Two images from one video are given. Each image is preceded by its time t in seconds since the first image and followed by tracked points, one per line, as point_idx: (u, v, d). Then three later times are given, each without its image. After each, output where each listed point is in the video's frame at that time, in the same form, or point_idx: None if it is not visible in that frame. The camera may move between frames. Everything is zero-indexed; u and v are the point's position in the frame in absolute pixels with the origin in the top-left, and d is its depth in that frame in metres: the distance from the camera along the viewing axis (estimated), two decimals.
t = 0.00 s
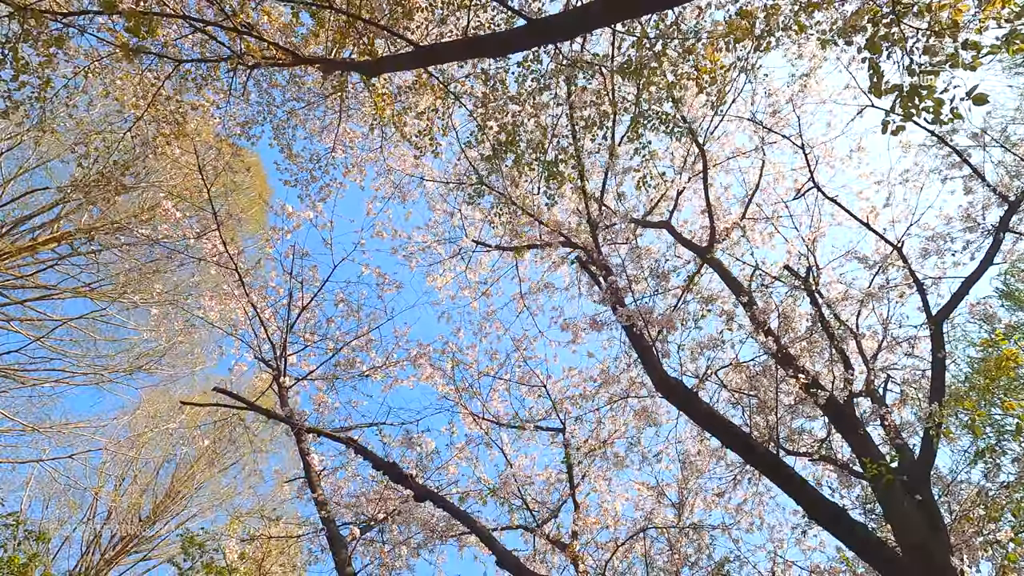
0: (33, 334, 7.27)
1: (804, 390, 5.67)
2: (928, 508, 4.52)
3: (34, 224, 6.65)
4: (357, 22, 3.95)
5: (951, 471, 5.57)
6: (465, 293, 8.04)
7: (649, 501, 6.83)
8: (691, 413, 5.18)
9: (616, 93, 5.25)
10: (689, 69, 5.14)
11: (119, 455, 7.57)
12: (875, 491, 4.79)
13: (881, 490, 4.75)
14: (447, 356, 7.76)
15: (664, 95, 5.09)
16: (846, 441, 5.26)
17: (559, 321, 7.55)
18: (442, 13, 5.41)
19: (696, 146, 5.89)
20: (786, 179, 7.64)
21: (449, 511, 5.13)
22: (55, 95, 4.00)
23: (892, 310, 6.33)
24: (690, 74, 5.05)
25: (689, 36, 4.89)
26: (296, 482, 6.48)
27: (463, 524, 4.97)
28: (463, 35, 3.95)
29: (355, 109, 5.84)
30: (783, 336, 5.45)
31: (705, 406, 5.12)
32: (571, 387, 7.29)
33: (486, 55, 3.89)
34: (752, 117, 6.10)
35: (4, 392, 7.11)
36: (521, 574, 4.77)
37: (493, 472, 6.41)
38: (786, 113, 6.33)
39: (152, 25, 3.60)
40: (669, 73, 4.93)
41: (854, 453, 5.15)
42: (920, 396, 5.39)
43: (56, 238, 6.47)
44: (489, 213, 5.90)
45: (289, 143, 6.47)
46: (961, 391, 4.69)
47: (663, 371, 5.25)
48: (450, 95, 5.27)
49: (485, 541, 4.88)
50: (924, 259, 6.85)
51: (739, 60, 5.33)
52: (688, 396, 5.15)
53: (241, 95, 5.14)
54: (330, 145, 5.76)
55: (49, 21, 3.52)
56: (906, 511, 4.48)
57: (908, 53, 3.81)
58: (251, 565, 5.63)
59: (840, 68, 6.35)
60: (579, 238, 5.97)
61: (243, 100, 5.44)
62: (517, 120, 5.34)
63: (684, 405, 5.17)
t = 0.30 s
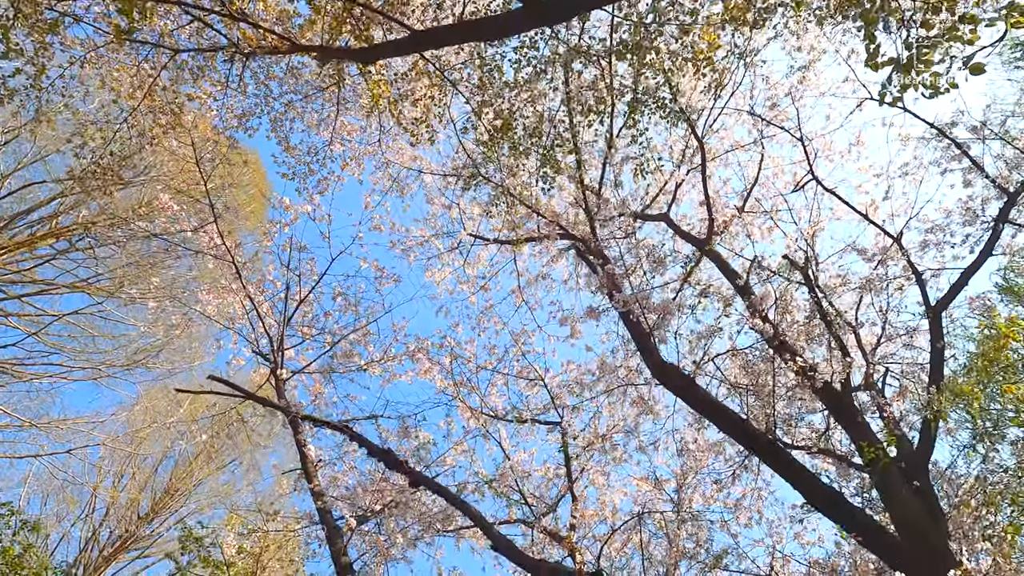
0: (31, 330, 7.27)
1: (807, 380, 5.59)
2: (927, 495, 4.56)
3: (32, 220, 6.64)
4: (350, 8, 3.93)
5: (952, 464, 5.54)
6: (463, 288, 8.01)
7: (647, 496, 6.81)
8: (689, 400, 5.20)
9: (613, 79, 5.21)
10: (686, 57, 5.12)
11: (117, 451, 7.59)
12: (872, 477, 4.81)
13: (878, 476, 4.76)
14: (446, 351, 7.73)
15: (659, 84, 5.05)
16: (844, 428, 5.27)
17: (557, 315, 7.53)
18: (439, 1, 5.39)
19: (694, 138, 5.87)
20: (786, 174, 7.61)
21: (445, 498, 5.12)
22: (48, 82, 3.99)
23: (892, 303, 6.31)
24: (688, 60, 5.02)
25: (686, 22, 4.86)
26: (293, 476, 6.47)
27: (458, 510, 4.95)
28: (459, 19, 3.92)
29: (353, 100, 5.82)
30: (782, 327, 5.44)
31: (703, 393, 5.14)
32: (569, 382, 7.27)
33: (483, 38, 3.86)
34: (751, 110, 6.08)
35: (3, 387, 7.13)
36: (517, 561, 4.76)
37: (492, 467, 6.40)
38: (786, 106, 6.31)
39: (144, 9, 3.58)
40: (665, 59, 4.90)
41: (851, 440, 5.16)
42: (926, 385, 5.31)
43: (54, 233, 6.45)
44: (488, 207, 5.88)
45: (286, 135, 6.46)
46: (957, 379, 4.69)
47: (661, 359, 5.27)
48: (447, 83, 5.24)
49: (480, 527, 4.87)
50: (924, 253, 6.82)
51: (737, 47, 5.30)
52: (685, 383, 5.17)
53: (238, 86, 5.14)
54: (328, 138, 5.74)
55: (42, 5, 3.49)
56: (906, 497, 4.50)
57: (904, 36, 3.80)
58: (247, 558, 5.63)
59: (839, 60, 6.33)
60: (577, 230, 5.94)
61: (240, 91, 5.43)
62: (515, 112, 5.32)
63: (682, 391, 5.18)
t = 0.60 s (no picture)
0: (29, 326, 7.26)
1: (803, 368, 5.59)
2: (926, 482, 4.56)
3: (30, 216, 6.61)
4: None
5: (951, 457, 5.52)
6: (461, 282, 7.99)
7: (646, 491, 6.79)
8: (684, 385, 5.21)
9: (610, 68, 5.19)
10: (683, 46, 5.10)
11: (115, 447, 7.58)
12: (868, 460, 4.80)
13: (877, 461, 4.76)
14: (443, 346, 7.71)
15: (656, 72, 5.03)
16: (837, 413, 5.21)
17: (555, 310, 7.51)
18: None
19: (692, 129, 5.85)
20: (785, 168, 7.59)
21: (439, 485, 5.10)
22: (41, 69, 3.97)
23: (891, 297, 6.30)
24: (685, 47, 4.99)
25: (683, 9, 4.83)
26: (290, 470, 6.44)
27: (454, 498, 4.94)
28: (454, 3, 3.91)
29: (349, 91, 5.80)
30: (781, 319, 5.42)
31: (698, 377, 5.14)
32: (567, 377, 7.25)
33: (478, 23, 3.85)
34: (749, 102, 6.07)
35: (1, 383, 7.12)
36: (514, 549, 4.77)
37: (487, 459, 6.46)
38: (785, 98, 6.30)
39: None
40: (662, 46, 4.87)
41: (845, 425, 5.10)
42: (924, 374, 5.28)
43: (52, 228, 6.44)
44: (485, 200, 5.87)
45: (283, 128, 6.44)
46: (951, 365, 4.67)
47: (656, 343, 5.27)
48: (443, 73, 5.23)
49: (474, 511, 4.88)
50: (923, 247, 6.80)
51: (734, 33, 5.27)
52: (680, 367, 5.17)
53: (234, 77, 5.15)
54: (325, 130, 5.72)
55: None
56: (904, 486, 4.49)
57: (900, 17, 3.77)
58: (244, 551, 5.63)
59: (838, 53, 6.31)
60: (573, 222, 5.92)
61: (237, 83, 5.45)
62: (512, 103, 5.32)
63: (679, 378, 5.20)
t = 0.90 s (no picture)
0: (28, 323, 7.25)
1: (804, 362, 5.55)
2: (926, 473, 4.54)
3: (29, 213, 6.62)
4: None
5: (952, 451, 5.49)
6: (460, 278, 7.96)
7: (645, 487, 6.77)
8: (682, 374, 5.20)
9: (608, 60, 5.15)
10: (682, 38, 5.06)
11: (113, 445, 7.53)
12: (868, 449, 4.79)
13: (876, 450, 4.77)
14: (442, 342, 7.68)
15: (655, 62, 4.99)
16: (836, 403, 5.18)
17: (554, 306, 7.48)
18: None
19: (691, 123, 5.82)
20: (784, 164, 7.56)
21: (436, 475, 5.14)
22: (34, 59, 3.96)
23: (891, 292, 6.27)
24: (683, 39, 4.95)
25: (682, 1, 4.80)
26: (288, 466, 6.42)
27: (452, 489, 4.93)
28: None
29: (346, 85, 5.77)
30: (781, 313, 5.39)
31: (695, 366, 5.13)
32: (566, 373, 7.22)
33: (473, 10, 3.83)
34: (749, 96, 6.04)
35: None
36: (515, 539, 4.81)
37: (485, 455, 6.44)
38: (785, 92, 6.27)
39: None
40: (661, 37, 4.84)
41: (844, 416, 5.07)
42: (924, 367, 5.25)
43: (50, 225, 6.44)
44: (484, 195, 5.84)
45: (281, 122, 6.42)
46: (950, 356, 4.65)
47: (653, 332, 5.26)
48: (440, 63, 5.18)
49: (472, 500, 4.97)
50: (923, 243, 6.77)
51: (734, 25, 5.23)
52: (677, 356, 5.17)
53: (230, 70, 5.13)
54: (322, 124, 5.70)
55: None
56: (905, 476, 4.48)
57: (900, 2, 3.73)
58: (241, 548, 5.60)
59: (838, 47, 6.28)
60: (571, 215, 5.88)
61: (233, 75, 5.44)
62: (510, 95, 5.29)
63: (677, 367, 5.21)
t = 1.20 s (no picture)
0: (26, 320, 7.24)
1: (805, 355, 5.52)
2: (926, 461, 4.54)
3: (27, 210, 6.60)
4: None
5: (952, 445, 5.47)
6: (459, 274, 7.93)
7: (645, 483, 6.75)
8: (682, 364, 5.21)
9: (607, 52, 5.12)
10: (680, 30, 5.02)
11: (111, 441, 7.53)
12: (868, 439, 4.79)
13: (877, 439, 4.75)
14: (440, 338, 7.65)
15: (654, 54, 4.96)
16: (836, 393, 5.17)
17: (553, 301, 7.45)
18: None
19: (691, 117, 5.80)
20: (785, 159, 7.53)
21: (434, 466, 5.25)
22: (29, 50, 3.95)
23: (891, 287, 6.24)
24: (682, 32, 4.92)
25: None
26: (286, 462, 6.40)
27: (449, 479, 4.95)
28: None
29: (345, 78, 5.74)
30: (782, 307, 5.35)
31: (695, 355, 5.15)
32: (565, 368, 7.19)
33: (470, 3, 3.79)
34: (749, 89, 6.01)
35: None
36: (513, 529, 4.88)
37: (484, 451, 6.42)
38: (785, 85, 6.23)
39: None
40: (660, 29, 4.81)
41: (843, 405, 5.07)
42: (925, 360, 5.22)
43: (48, 222, 6.42)
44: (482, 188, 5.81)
45: (279, 116, 6.39)
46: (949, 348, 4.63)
47: (653, 322, 5.27)
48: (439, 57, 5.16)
49: (468, 490, 5.06)
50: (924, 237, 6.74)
51: (733, 18, 5.21)
52: (678, 346, 5.18)
53: (227, 63, 5.12)
54: (320, 118, 5.67)
55: None
56: (906, 467, 4.47)
57: None
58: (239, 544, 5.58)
59: (838, 40, 6.25)
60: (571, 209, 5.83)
61: (231, 69, 5.43)
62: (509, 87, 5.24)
63: (675, 356, 5.21)
